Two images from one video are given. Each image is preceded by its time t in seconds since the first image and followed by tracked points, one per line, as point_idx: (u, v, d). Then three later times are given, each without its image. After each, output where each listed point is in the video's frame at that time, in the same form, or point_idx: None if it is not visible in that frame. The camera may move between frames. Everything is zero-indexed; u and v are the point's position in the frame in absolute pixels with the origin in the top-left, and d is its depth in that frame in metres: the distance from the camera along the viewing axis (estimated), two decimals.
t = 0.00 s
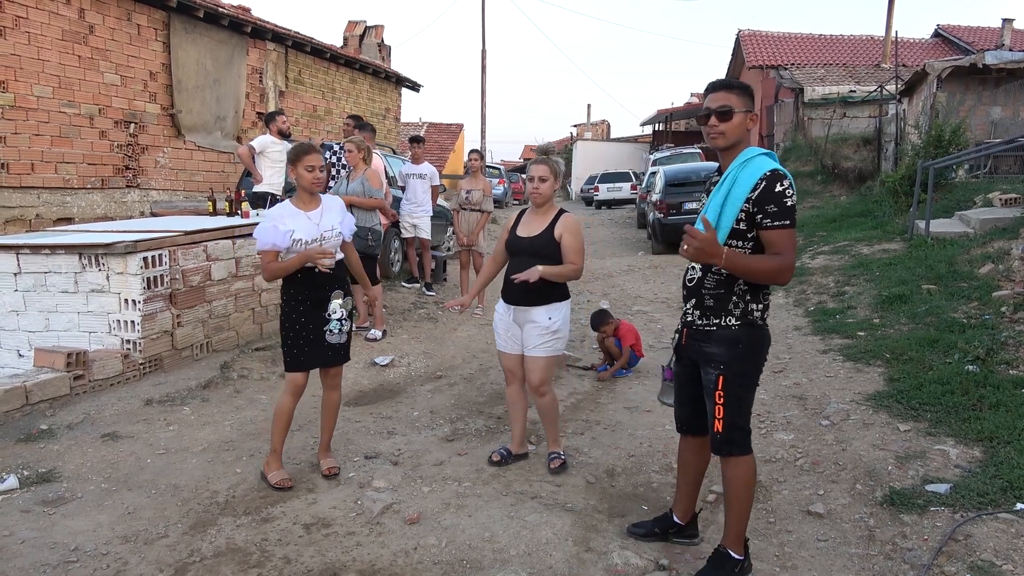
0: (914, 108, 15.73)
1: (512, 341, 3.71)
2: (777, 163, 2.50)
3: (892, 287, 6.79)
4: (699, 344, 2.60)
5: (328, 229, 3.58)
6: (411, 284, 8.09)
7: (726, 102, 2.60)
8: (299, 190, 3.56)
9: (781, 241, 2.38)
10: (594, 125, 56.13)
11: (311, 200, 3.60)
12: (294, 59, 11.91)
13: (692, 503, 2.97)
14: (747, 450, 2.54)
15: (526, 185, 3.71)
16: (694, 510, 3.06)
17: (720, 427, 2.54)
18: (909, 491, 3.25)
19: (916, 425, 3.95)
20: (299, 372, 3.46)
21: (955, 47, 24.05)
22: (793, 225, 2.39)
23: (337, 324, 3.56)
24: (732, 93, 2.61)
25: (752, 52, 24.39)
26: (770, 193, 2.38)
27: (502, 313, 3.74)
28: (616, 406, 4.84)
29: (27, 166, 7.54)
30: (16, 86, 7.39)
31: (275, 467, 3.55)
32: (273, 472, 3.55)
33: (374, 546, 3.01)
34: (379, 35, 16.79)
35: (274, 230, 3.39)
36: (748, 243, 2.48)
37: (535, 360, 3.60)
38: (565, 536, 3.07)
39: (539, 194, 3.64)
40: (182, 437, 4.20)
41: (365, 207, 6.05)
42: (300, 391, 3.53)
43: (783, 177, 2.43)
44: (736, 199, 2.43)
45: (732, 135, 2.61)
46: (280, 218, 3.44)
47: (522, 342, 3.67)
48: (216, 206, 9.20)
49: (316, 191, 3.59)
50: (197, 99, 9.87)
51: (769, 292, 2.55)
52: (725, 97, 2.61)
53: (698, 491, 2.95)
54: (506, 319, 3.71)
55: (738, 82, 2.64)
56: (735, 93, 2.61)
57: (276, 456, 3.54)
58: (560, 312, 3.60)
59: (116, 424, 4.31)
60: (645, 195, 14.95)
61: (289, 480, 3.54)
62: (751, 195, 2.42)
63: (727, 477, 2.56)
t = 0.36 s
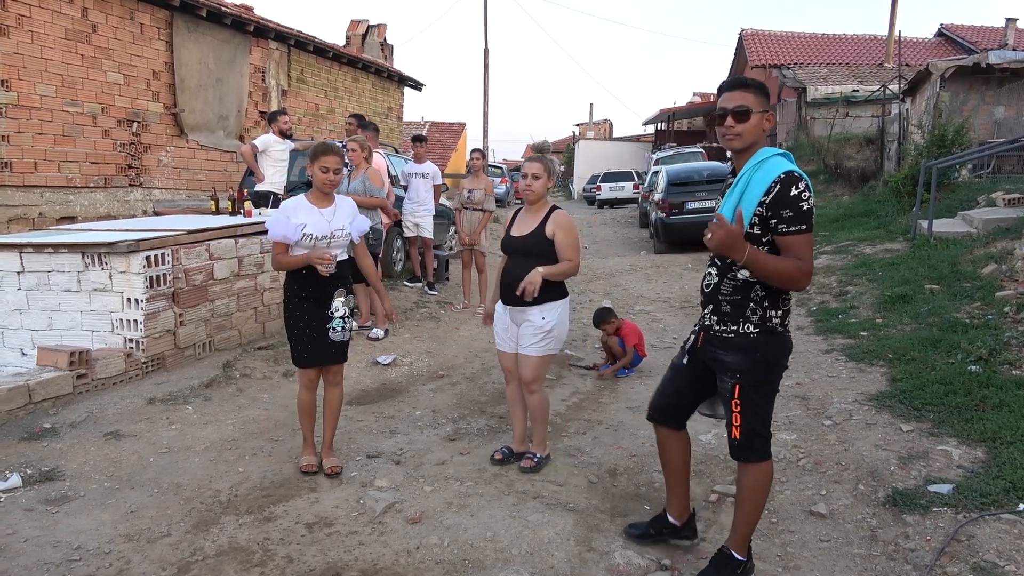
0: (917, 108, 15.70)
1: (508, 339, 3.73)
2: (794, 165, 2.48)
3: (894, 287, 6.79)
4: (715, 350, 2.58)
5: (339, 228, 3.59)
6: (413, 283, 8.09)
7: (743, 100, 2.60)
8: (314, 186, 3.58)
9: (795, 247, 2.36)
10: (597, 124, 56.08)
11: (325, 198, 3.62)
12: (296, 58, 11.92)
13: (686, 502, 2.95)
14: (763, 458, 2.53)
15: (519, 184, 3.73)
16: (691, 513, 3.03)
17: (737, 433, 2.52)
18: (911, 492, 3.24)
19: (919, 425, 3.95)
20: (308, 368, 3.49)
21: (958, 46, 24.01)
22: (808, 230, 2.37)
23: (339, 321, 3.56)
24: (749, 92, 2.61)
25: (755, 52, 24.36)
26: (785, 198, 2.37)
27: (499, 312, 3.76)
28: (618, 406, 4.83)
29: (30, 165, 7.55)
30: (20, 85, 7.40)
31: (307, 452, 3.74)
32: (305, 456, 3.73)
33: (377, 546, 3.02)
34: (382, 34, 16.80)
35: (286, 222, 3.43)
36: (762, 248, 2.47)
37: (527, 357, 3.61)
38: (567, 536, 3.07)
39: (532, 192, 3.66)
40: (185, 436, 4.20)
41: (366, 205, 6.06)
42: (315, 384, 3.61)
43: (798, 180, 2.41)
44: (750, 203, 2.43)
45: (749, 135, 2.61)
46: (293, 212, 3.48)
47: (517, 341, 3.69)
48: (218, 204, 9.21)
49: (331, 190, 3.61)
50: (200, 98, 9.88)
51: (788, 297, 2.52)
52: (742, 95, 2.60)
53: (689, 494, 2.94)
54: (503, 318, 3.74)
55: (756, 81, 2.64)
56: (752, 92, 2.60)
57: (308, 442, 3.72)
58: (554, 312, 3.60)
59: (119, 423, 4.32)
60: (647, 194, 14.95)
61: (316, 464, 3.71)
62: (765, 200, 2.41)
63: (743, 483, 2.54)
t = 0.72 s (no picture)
0: (920, 106, 15.66)
1: (511, 339, 3.73)
2: (800, 166, 2.48)
3: (898, 285, 6.77)
4: (718, 352, 2.58)
5: (343, 233, 3.59)
6: (416, 283, 8.10)
7: (746, 100, 2.59)
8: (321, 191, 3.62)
9: (796, 245, 2.35)
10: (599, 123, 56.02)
11: (332, 203, 3.64)
12: (299, 58, 11.93)
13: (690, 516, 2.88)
14: (768, 459, 2.52)
15: (520, 184, 3.74)
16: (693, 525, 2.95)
17: (742, 434, 2.53)
18: (916, 490, 3.24)
19: (923, 424, 3.94)
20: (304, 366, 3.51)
21: (962, 44, 23.94)
22: (809, 231, 2.36)
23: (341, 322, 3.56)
24: (751, 91, 2.60)
25: (757, 50, 24.32)
26: (789, 196, 2.37)
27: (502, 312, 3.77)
28: (621, 405, 4.83)
29: (34, 165, 7.57)
30: (23, 85, 7.42)
31: (311, 452, 3.75)
32: (308, 456, 3.74)
33: (380, 545, 3.02)
34: (384, 33, 16.80)
35: (289, 226, 3.48)
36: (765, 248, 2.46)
37: (533, 357, 3.63)
38: (570, 535, 3.07)
39: (532, 192, 3.68)
40: (189, 435, 4.21)
41: (368, 205, 6.07)
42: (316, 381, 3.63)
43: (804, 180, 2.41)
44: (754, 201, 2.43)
45: (753, 135, 2.60)
46: (297, 216, 3.53)
47: (521, 341, 3.69)
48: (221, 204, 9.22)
49: (337, 194, 3.62)
50: (203, 98, 9.90)
51: (791, 298, 2.52)
52: (745, 95, 2.59)
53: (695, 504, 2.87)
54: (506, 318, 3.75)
55: (761, 80, 2.62)
56: (754, 91, 2.60)
57: (311, 442, 3.73)
58: (556, 311, 3.59)
59: (123, 423, 4.33)
60: (650, 193, 14.92)
61: (319, 464, 3.71)
62: (769, 198, 2.41)
63: (747, 483, 2.55)
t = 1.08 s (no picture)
0: (924, 102, 15.61)
1: (512, 338, 3.73)
2: (801, 161, 2.47)
3: (902, 282, 6.75)
4: (720, 350, 2.58)
5: (347, 230, 3.58)
6: (420, 283, 8.12)
7: (747, 97, 2.59)
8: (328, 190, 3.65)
9: (797, 243, 2.36)
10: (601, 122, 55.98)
11: (338, 200, 3.66)
12: (301, 59, 11.94)
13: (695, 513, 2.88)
14: (772, 456, 2.52)
15: (521, 185, 3.72)
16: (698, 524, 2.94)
17: (745, 432, 2.53)
18: (920, 488, 3.24)
19: (928, 421, 3.93)
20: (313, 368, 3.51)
21: (964, 40, 23.87)
22: (812, 226, 2.36)
23: (349, 324, 3.56)
24: (752, 89, 2.60)
25: (759, 47, 24.27)
26: (788, 193, 2.37)
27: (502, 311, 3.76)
28: (625, 404, 4.83)
29: (38, 168, 7.60)
30: (27, 88, 7.44)
31: (317, 452, 3.75)
32: (314, 456, 3.74)
33: (385, 544, 3.03)
34: (386, 33, 16.79)
35: (293, 222, 3.53)
36: (769, 245, 2.47)
37: (529, 358, 3.60)
38: (574, 533, 3.07)
39: (534, 194, 3.65)
40: (193, 436, 4.22)
41: (369, 206, 6.08)
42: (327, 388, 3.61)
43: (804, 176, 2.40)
44: (754, 199, 2.43)
45: (754, 131, 2.60)
46: (301, 212, 3.57)
47: (520, 341, 3.69)
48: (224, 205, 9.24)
49: (341, 191, 3.64)
50: (206, 100, 9.92)
51: (793, 295, 2.51)
52: (745, 92, 2.59)
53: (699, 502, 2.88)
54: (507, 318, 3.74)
55: (763, 77, 2.62)
56: (755, 88, 2.59)
57: (319, 441, 3.74)
58: (558, 313, 3.60)
59: (128, 424, 4.35)
60: (653, 192, 14.90)
61: (324, 465, 3.71)
62: (770, 195, 2.41)
63: (751, 481, 2.55)
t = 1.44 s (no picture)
0: (928, 101, 15.58)
1: (520, 338, 3.70)
2: (799, 158, 2.47)
3: (906, 282, 6.73)
4: (719, 347, 2.56)
5: (350, 227, 3.58)
6: (423, 283, 8.12)
7: (747, 95, 2.58)
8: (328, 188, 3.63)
9: (800, 242, 2.35)
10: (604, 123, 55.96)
11: (340, 199, 3.65)
12: (304, 60, 11.95)
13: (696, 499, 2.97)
14: (775, 452, 2.52)
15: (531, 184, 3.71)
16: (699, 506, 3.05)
17: (747, 429, 2.52)
18: (925, 488, 3.23)
19: (932, 421, 3.92)
20: (313, 370, 3.50)
21: (968, 39, 23.82)
22: (814, 223, 2.36)
23: (349, 325, 3.57)
24: (754, 86, 2.59)
25: (763, 47, 24.24)
26: (789, 191, 2.36)
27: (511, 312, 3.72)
28: (629, 404, 4.82)
29: (42, 169, 7.62)
30: (31, 89, 7.46)
31: (293, 459, 3.63)
32: (290, 463, 3.63)
33: (389, 544, 3.03)
34: (389, 34, 16.80)
35: (295, 221, 3.50)
36: (769, 244, 2.47)
37: (542, 358, 3.61)
38: (578, 533, 3.07)
39: (545, 193, 3.64)
40: (197, 436, 4.23)
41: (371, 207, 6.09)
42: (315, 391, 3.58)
43: (803, 174, 2.40)
44: (755, 198, 2.42)
45: (752, 129, 2.60)
46: (303, 211, 3.55)
47: (530, 341, 3.67)
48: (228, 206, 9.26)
49: (342, 189, 3.63)
50: (209, 100, 9.94)
51: (791, 293, 2.52)
52: (746, 90, 2.59)
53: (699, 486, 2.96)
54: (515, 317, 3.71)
55: (761, 75, 2.62)
56: (756, 85, 2.59)
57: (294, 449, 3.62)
58: (568, 311, 3.60)
59: (133, 424, 4.35)
60: (656, 192, 14.89)
61: (302, 473, 3.61)
62: (770, 193, 2.40)
63: (754, 479, 2.54)
